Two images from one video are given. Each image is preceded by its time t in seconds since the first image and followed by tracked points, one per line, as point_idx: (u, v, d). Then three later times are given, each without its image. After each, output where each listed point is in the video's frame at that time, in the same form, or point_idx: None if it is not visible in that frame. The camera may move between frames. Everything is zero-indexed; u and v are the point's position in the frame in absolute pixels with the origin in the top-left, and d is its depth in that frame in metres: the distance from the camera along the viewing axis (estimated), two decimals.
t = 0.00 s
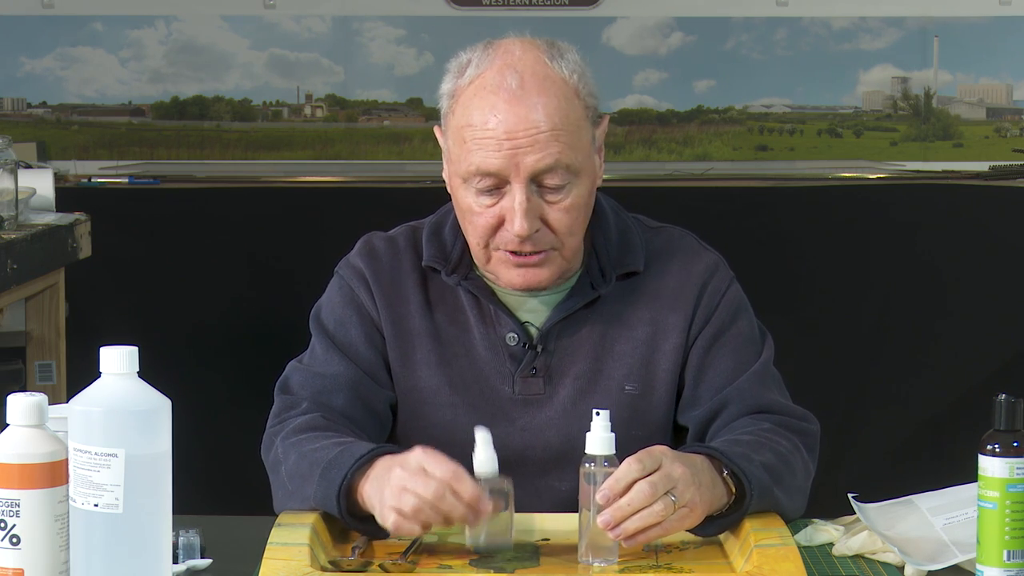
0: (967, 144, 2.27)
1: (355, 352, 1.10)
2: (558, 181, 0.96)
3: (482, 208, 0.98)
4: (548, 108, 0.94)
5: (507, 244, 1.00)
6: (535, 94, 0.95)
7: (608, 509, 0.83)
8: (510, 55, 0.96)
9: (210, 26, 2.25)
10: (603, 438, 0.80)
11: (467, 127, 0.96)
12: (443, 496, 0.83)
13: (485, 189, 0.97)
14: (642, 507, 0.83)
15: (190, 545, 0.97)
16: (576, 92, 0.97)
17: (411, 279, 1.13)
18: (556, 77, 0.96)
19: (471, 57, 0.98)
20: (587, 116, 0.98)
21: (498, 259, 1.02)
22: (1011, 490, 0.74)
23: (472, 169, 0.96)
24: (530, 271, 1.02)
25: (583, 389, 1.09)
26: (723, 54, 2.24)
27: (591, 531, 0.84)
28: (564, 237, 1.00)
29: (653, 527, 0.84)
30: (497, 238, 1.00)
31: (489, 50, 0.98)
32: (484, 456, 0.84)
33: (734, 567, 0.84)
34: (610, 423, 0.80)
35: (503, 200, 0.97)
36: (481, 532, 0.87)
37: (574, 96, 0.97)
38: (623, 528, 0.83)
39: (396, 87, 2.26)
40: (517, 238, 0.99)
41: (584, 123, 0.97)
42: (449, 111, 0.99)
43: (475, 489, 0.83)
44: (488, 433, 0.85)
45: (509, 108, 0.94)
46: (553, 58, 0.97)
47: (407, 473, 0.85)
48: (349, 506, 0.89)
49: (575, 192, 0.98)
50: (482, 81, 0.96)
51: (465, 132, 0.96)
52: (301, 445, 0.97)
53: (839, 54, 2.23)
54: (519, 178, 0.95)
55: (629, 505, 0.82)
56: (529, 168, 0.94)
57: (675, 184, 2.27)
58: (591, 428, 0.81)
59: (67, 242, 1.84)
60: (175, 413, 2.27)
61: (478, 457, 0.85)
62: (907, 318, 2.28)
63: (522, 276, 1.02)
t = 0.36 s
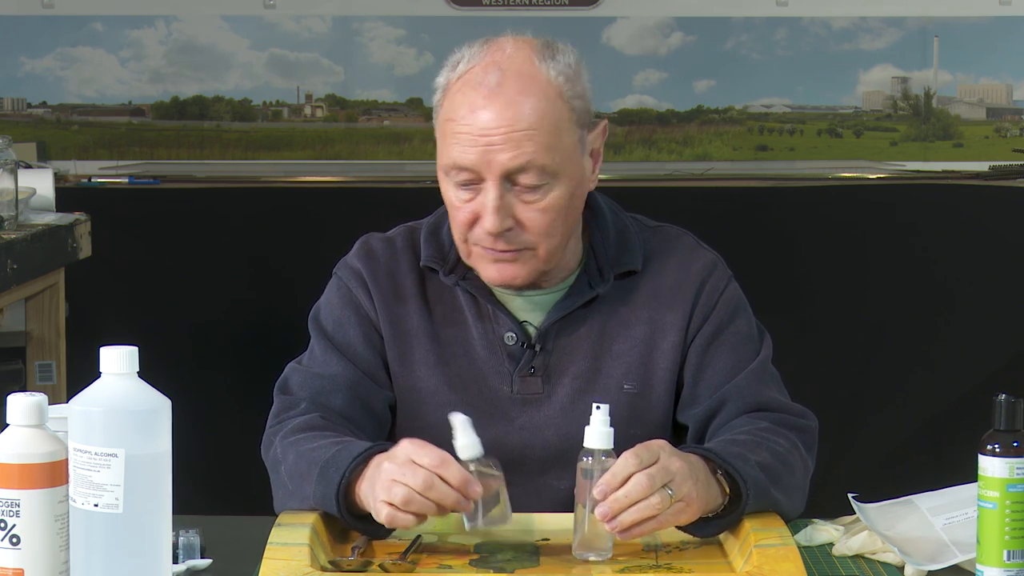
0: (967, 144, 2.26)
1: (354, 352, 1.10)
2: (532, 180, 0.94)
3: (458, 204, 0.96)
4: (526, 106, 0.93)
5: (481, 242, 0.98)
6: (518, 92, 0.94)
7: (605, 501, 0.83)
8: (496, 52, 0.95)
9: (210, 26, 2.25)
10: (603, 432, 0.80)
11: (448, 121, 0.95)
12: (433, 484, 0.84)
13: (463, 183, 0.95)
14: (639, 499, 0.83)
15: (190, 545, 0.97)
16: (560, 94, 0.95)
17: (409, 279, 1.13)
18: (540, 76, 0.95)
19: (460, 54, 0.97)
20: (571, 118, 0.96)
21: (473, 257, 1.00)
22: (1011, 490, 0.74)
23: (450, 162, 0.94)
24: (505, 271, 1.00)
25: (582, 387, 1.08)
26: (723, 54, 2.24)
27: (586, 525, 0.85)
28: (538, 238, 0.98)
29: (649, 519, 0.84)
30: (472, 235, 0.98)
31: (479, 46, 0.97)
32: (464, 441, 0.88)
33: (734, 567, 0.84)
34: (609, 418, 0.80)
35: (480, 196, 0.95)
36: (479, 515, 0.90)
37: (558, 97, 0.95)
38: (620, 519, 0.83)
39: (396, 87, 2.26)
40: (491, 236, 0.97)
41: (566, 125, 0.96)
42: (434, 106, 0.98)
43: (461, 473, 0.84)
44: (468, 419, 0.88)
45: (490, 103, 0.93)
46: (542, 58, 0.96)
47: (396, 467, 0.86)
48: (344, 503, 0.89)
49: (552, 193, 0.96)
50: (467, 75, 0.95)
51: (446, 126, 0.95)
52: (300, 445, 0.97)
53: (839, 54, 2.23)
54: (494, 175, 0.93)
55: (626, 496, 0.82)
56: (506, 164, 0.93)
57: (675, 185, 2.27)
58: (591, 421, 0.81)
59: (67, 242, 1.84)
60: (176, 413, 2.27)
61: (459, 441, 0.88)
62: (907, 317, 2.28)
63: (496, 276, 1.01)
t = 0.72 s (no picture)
0: (967, 144, 2.26)
1: (354, 352, 1.09)
2: (528, 187, 0.94)
3: (452, 210, 0.96)
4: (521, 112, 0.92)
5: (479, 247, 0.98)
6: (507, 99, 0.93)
7: (606, 494, 0.83)
8: (491, 57, 0.94)
9: (210, 26, 2.25)
10: (608, 424, 0.80)
11: (441, 127, 0.94)
12: (439, 489, 0.83)
13: (457, 190, 0.95)
14: (640, 494, 0.83)
15: (190, 545, 0.97)
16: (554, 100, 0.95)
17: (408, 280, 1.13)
18: (535, 81, 0.94)
19: (455, 58, 0.97)
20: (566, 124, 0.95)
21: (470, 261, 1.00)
22: (1011, 490, 0.74)
23: (443, 169, 0.94)
24: (502, 275, 1.00)
25: (582, 388, 1.08)
26: (723, 54, 2.24)
27: (584, 521, 0.86)
28: (536, 244, 0.98)
29: (649, 514, 0.84)
30: (469, 240, 0.98)
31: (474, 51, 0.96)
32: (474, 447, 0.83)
33: (734, 567, 0.85)
34: (615, 410, 0.80)
35: (475, 203, 0.95)
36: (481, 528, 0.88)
37: (550, 103, 0.94)
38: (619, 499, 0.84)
39: (396, 87, 2.26)
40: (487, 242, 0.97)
41: (559, 131, 0.95)
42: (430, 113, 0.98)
43: (469, 482, 0.83)
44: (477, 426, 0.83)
45: (481, 110, 0.92)
46: (534, 64, 0.95)
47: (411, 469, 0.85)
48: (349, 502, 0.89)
49: (548, 197, 0.96)
50: (461, 81, 0.94)
51: (440, 132, 0.95)
52: (301, 445, 0.97)
53: (839, 54, 2.23)
54: (488, 182, 0.93)
55: (626, 490, 0.83)
56: (498, 172, 0.92)
57: (674, 185, 2.27)
58: (596, 413, 0.80)
59: (66, 242, 1.84)
60: (176, 413, 2.28)
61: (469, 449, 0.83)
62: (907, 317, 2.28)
63: (494, 281, 1.01)
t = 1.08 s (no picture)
0: (967, 144, 2.26)
1: (355, 351, 1.10)
2: (555, 182, 0.95)
3: (478, 210, 0.97)
4: (543, 109, 0.94)
5: (506, 244, 1.00)
6: (525, 97, 0.94)
7: (606, 507, 0.83)
8: (504, 57, 0.95)
9: (210, 26, 2.26)
10: (598, 438, 0.80)
11: (461, 129, 0.95)
12: (447, 511, 0.82)
13: (482, 190, 0.96)
14: (639, 505, 0.83)
15: (190, 545, 0.97)
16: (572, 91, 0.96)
17: (410, 278, 1.13)
18: (551, 77, 0.95)
19: (466, 58, 0.97)
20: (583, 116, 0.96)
21: (496, 257, 1.02)
22: (1011, 490, 0.74)
23: (467, 170, 0.95)
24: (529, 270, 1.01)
25: (582, 388, 1.09)
26: (723, 54, 2.24)
27: (587, 530, 0.85)
28: (563, 237, 0.99)
29: (651, 524, 0.84)
30: (495, 238, 0.99)
31: (486, 50, 0.97)
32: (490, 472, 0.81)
33: (734, 567, 0.85)
34: (605, 424, 0.80)
35: (501, 201, 0.96)
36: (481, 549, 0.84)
37: (568, 97, 0.95)
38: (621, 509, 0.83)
39: (396, 87, 2.26)
40: (515, 239, 0.98)
41: (578, 124, 0.96)
42: (445, 114, 0.98)
43: (479, 505, 0.82)
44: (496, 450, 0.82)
45: (501, 110, 0.94)
46: (548, 59, 0.96)
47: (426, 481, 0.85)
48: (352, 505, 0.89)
49: (572, 190, 0.97)
50: (477, 82, 0.95)
51: (461, 134, 0.95)
52: (303, 444, 0.97)
53: (839, 54, 2.23)
54: (515, 180, 0.94)
55: (626, 502, 0.82)
56: (524, 170, 0.93)
57: (674, 185, 2.27)
58: (586, 428, 0.81)
59: (66, 242, 1.84)
60: (176, 413, 2.28)
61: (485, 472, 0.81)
62: (907, 318, 2.28)
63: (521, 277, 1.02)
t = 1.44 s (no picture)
0: (967, 144, 2.25)
1: (351, 351, 1.10)
2: (589, 166, 0.98)
3: (513, 204, 0.99)
4: (569, 95, 0.96)
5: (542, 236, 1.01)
6: (548, 84, 0.96)
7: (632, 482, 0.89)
8: (517, 48, 0.98)
9: (210, 26, 2.25)
10: (603, 437, 0.80)
11: (491, 124, 0.98)
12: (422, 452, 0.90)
13: (517, 181, 0.98)
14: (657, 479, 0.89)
15: (190, 544, 0.97)
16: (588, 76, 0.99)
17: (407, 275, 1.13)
18: (567, 65, 0.98)
19: (476, 55, 1.00)
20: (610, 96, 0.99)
21: (529, 253, 1.03)
22: (1011, 489, 0.74)
23: (504, 164, 0.98)
24: (563, 259, 1.03)
25: (581, 383, 1.09)
26: (723, 54, 2.24)
27: (590, 531, 0.86)
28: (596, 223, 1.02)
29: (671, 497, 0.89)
30: (531, 231, 1.01)
31: (494, 44, 0.99)
32: (494, 472, 0.82)
33: (736, 565, 0.85)
34: (609, 423, 0.81)
35: (537, 191, 0.98)
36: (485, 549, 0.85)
37: (585, 82, 0.98)
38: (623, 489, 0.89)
39: (396, 87, 2.25)
40: (553, 228, 1.00)
41: (598, 107, 0.99)
42: (464, 113, 1.01)
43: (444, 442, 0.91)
44: (499, 449, 0.83)
45: (529, 100, 0.96)
46: (558, 47, 0.98)
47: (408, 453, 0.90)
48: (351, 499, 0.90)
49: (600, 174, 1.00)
50: (497, 76, 0.98)
51: (491, 128, 0.98)
52: (299, 443, 0.98)
53: (839, 55, 2.23)
54: (554, 167, 0.97)
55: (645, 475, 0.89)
56: (563, 156, 0.96)
57: (675, 185, 2.27)
58: (591, 427, 0.81)
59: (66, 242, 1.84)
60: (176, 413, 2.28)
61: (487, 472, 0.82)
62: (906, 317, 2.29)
63: (556, 267, 1.04)
